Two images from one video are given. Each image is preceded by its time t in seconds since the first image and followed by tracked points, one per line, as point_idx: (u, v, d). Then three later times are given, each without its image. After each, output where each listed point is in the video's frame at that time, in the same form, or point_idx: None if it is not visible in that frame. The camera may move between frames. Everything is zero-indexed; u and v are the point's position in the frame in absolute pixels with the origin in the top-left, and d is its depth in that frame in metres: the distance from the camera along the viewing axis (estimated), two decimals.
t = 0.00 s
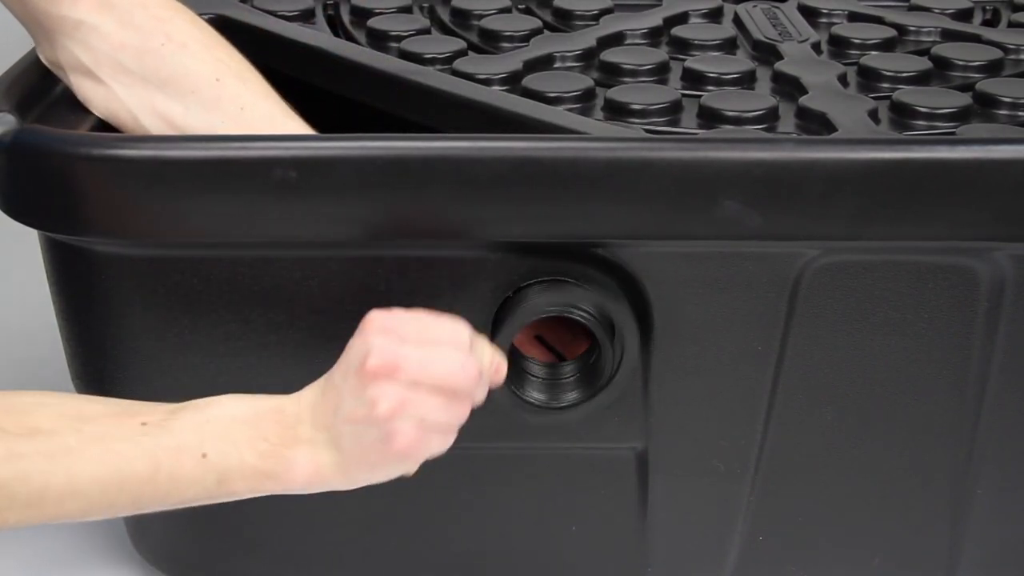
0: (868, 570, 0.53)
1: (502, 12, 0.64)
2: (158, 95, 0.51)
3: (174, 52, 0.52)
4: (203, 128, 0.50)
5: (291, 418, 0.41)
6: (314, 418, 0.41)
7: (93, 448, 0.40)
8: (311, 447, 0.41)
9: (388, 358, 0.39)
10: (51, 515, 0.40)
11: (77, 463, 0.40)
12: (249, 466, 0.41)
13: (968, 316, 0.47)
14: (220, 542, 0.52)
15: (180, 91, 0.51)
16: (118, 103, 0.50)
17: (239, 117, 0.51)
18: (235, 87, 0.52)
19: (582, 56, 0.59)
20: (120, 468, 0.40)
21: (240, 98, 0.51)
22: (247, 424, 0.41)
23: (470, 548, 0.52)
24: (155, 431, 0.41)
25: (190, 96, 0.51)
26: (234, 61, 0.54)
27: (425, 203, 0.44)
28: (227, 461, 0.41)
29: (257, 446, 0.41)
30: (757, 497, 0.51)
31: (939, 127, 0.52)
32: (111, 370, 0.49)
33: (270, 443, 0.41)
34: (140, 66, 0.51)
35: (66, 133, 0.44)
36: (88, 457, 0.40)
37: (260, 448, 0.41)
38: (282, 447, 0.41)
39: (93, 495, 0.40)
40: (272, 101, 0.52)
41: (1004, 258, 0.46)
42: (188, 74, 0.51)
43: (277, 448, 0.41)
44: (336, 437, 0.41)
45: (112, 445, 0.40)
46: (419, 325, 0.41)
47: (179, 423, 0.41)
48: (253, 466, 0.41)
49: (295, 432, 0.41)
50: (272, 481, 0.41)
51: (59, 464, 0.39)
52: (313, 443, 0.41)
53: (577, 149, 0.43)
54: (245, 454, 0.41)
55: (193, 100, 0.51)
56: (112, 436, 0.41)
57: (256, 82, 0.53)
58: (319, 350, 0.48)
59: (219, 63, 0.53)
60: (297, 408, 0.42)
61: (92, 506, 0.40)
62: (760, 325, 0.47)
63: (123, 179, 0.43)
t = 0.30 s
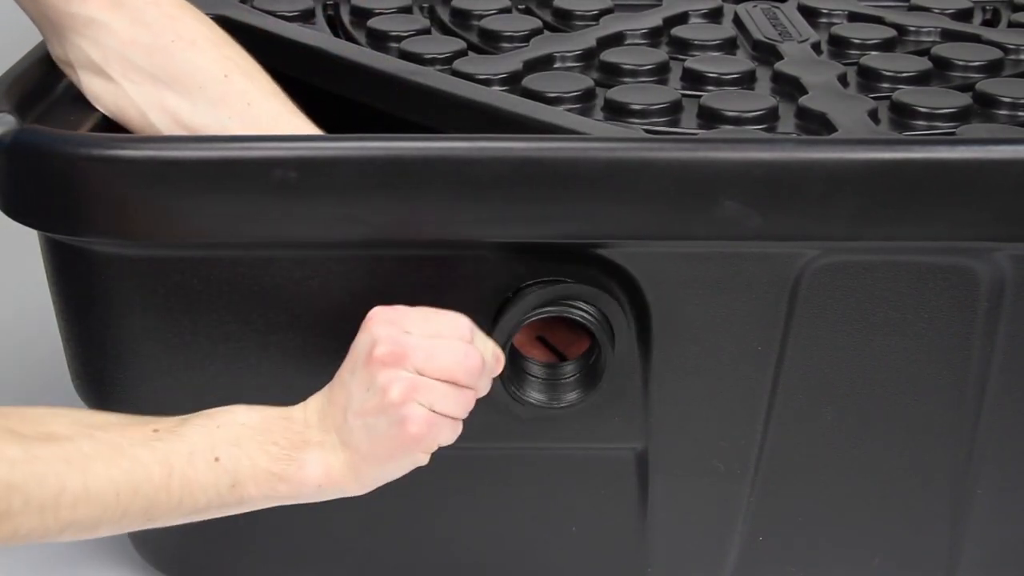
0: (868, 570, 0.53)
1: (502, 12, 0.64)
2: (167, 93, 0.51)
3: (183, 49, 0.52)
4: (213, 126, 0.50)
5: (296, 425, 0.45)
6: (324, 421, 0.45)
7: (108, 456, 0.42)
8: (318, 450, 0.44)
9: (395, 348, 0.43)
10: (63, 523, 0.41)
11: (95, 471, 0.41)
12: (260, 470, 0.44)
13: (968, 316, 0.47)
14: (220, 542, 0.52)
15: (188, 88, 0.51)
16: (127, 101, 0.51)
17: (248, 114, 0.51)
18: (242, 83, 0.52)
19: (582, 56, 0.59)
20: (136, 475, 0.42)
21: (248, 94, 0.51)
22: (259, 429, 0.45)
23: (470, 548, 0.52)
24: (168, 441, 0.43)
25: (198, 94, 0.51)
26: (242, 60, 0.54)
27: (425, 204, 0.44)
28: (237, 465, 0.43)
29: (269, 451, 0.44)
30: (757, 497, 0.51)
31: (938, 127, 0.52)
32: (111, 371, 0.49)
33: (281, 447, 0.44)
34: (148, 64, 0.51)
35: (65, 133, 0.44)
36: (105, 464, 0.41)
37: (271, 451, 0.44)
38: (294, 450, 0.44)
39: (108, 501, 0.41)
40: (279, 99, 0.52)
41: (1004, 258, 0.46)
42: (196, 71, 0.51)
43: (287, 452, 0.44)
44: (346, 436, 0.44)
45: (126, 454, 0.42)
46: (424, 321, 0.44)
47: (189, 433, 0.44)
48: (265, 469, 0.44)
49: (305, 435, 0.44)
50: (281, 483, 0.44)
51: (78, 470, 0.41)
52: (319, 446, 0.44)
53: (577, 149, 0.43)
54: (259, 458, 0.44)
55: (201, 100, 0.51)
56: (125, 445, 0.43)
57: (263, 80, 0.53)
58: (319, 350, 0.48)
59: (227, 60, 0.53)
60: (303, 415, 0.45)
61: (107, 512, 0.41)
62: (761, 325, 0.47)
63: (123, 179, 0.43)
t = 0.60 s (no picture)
0: (868, 570, 0.53)
1: (502, 12, 0.64)
2: (168, 92, 0.51)
3: (185, 48, 0.52)
4: (215, 126, 0.50)
5: (283, 418, 0.45)
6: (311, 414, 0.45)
7: (93, 448, 0.42)
8: (307, 442, 0.44)
9: (393, 344, 0.43)
10: (47, 513, 0.41)
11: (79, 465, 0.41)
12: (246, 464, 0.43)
13: (968, 316, 0.47)
14: (220, 542, 0.52)
15: (190, 87, 0.51)
16: (130, 101, 0.51)
17: (250, 114, 0.50)
18: (244, 83, 0.52)
19: (582, 56, 0.59)
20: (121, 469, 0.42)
21: (250, 94, 0.51)
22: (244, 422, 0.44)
23: (470, 548, 0.52)
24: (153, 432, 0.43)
25: (200, 93, 0.51)
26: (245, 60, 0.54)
27: (425, 204, 0.44)
28: (223, 458, 0.43)
29: (254, 444, 0.44)
30: (757, 497, 0.51)
31: (938, 127, 0.52)
32: (111, 371, 0.49)
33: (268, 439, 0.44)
34: (150, 64, 0.51)
35: (66, 133, 0.44)
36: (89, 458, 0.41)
37: (257, 445, 0.44)
38: (282, 441, 0.44)
39: (94, 494, 0.41)
40: (281, 99, 0.52)
41: (1004, 258, 0.46)
42: (199, 71, 0.51)
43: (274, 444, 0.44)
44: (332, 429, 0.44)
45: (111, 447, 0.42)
46: (419, 318, 0.44)
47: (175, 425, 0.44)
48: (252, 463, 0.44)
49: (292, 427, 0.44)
50: (267, 476, 0.44)
51: (64, 463, 0.41)
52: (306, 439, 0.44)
53: (576, 149, 0.43)
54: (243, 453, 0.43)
55: (203, 100, 0.51)
56: (111, 437, 0.42)
57: (265, 80, 0.53)
58: (319, 350, 0.48)
59: (230, 60, 0.53)
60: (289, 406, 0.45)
61: (93, 505, 0.41)
62: (761, 325, 0.47)
63: (123, 179, 0.43)
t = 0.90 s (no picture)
0: (868, 570, 0.53)
1: (502, 12, 0.64)
2: (168, 93, 0.51)
3: (185, 48, 0.52)
4: (215, 126, 0.50)
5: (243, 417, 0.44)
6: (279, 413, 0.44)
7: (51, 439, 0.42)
8: (262, 442, 0.44)
9: (395, 379, 0.44)
10: None
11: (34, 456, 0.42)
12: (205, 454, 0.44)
13: (968, 315, 0.47)
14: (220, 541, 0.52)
15: (189, 87, 0.51)
16: (130, 101, 0.51)
17: (249, 115, 0.50)
18: (245, 83, 0.52)
19: (582, 56, 0.59)
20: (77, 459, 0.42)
21: (250, 94, 0.51)
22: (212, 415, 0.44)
23: (470, 548, 0.52)
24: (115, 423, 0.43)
25: (200, 93, 0.51)
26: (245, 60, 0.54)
27: (425, 204, 0.44)
28: (176, 453, 0.44)
29: (210, 442, 0.44)
30: (757, 497, 0.51)
31: (938, 127, 0.52)
32: (111, 371, 0.49)
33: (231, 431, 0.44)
34: (150, 64, 0.51)
35: (66, 134, 0.44)
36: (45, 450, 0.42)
37: (212, 444, 0.44)
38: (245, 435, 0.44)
39: (44, 485, 0.42)
40: (281, 99, 0.52)
41: (1004, 258, 0.46)
42: (198, 71, 0.51)
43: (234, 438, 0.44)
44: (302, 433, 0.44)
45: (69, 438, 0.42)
46: (419, 344, 0.44)
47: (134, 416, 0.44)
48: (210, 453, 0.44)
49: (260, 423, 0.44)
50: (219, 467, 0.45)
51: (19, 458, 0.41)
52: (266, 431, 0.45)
53: (576, 149, 0.43)
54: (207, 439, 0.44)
55: (201, 100, 0.51)
56: (64, 432, 0.42)
57: (264, 80, 0.53)
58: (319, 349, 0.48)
59: (230, 60, 0.53)
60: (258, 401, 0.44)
61: (41, 493, 0.43)
62: (761, 325, 0.47)
63: (123, 179, 0.43)
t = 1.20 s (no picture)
0: (868, 570, 0.53)
1: (502, 12, 0.64)
2: (167, 93, 0.51)
3: (185, 49, 0.51)
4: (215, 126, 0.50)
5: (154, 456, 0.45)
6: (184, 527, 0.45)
7: None
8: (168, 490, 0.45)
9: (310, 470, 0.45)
10: None
11: None
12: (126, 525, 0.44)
13: (968, 315, 0.47)
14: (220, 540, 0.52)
15: (188, 87, 0.51)
16: (130, 101, 0.51)
17: (250, 114, 0.50)
18: (245, 83, 0.52)
19: (582, 56, 0.59)
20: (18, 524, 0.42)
21: (250, 94, 0.51)
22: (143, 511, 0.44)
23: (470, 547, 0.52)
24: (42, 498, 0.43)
25: (200, 93, 0.50)
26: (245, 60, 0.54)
27: (425, 204, 0.44)
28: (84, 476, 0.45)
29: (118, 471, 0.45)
30: (756, 497, 0.51)
31: (938, 127, 0.52)
32: (110, 371, 0.49)
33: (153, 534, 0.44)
34: (150, 65, 0.51)
35: (66, 134, 0.44)
36: None
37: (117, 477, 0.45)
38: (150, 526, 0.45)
39: None
40: (281, 99, 0.52)
41: (1004, 258, 0.46)
42: (199, 71, 0.51)
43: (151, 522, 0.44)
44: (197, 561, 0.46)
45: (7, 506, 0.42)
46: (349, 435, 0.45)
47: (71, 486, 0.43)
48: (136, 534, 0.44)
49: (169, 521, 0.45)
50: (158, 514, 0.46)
51: None
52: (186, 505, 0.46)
53: (576, 149, 0.43)
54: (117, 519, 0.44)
55: (201, 100, 0.50)
56: None
57: (264, 80, 0.53)
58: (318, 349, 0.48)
59: (231, 60, 0.53)
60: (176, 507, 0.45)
61: None
62: (760, 325, 0.47)
63: (123, 179, 0.43)
